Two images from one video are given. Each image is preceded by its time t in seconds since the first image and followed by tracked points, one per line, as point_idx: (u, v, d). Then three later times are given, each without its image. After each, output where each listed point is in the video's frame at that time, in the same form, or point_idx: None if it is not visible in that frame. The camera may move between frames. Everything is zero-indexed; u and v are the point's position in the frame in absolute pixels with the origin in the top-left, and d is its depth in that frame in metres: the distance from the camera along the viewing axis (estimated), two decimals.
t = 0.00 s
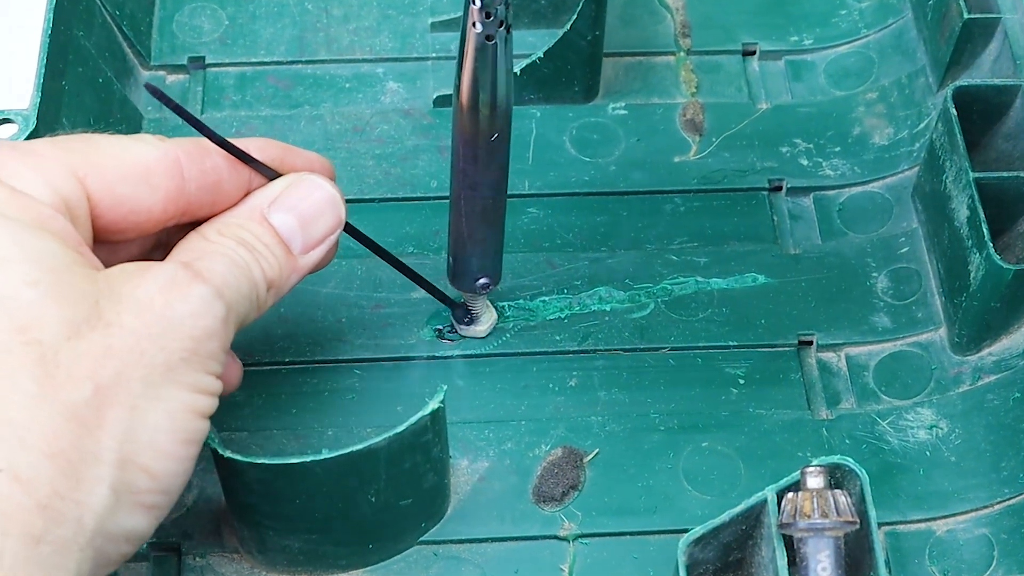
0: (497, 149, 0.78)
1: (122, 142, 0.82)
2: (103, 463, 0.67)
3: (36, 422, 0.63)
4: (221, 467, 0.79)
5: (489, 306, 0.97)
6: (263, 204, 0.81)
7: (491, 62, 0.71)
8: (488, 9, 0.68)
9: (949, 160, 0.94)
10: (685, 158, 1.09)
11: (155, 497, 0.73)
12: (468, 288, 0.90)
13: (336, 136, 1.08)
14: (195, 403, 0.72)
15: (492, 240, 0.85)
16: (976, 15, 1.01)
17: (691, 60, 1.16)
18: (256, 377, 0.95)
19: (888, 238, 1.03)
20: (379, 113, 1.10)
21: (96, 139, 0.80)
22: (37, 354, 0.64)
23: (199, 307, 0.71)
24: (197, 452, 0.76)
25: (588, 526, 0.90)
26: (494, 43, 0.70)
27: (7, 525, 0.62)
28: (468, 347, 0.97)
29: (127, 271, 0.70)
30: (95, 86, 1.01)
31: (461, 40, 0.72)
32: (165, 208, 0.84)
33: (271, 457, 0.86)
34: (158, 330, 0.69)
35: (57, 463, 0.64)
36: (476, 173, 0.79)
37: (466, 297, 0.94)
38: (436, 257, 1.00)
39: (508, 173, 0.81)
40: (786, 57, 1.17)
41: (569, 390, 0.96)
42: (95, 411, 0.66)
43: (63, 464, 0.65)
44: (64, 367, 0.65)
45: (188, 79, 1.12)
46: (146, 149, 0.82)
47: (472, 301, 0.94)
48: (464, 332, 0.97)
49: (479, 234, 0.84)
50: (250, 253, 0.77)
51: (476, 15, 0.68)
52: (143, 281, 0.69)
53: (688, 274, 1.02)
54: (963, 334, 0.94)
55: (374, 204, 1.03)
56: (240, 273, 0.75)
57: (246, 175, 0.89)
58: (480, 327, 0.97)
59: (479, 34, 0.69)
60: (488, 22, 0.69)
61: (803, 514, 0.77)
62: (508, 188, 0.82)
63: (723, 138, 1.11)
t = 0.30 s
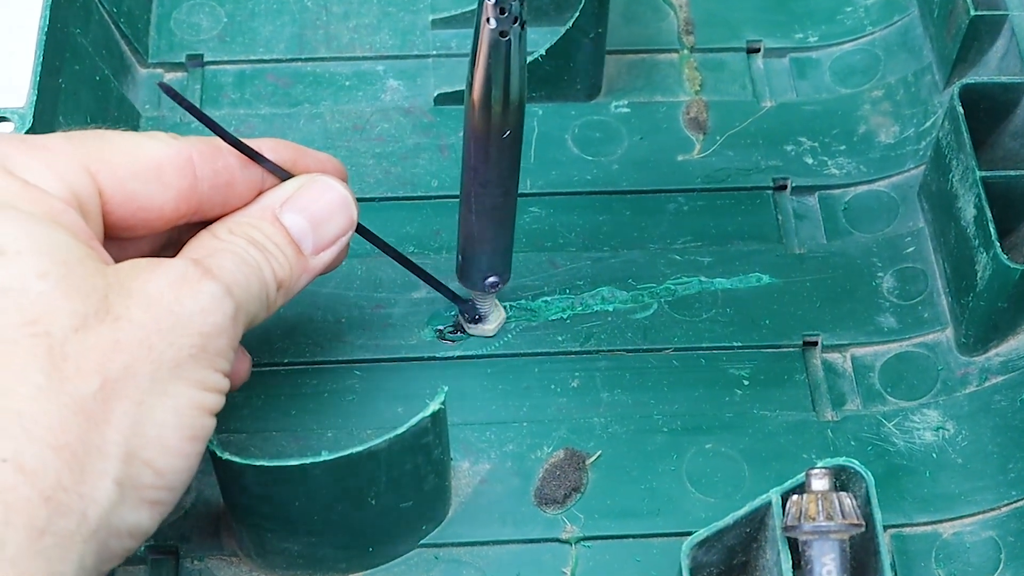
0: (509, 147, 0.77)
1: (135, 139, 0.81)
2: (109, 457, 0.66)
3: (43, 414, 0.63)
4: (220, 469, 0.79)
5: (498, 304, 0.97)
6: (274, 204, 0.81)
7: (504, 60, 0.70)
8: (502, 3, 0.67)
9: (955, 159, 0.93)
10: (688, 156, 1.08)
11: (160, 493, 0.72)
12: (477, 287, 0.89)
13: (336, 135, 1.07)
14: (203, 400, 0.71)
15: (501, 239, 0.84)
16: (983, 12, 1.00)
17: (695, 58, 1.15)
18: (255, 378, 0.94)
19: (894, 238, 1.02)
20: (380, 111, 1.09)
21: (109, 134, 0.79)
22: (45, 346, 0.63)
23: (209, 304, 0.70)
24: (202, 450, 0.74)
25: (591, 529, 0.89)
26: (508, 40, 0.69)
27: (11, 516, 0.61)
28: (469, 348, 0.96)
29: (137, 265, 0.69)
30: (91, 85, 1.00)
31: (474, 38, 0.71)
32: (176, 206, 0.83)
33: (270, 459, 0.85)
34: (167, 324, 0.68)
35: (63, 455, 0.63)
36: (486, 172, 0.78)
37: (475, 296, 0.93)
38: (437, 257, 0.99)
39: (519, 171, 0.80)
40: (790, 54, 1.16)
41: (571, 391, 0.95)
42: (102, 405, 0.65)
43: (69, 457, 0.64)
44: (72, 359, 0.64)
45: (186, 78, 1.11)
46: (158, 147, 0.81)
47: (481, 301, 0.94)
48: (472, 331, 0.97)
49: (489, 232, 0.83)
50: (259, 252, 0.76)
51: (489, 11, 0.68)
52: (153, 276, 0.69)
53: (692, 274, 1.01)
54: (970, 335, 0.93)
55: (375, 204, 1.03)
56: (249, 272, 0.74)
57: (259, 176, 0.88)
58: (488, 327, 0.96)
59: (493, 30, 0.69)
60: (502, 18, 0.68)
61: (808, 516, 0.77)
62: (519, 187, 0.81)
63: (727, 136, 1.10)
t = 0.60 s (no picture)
0: (513, 146, 0.76)
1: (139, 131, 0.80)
2: (115, 467, 0.65)
3: (48, 422, 0.61)
4: (218, 471, 0.78)
5: (504, 304, 0.96)
6: (285, 207, 0.80)
7: (508, 59, 0.70)
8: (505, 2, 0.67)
9: (963, 158, 0.92)
10: (692, 155, 1.07)
11: (165, 504, 0.71)
12: (482, 288, 0.87)
13: (336, 133, 1.06)
14: (210, 410, 0.70)
15: (506, 238, 0.83)
16: (990, 9, 0.99)
17: (699, 55, 1.14)
18: (254, 379, 0.93)
19: (900, 237, 1.01)
20: (380, 109, 1.08)
21: (114, 127, 0.78)
22: (52, 352, 0.62)
23: (219, 314, 0.69)
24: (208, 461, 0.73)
25: (594, 532, 0.88)
26: (511, 39, 0.69)
27: (14, 526, 0.60)
28: (470, 349, 0.95)
29: (148, 272, 0.68)
30: (90, 82, 0.99)
31: (478, 36, 0.70)
32: (180, 198, 0.82)
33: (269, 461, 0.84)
34: (176, 334, 0.67)
35: (69, 465, 0.62)
36: (490, 171, 0.77)
37: (480, 296, 0.92)
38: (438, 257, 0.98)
39: (524, 171, 0.79)
40: (796, 52, 1.15)
41: (574, 392, 0.94)
42: (109, 415, 0.64)
43: (75, 467, 0.62)
44: (80, 367, 0.63)
45: (184, 75, 1.10)
46: (163, 139, 0.80)
47: (487, 300, 0.92)
48: (478, 331, 0.96)
49: (493, 232, 0.82)
50: (271, 257, 0.75)
51: (492, 9, 0.67)
52: (164, 283, 0.68)
53: (695, 274, 1.00)
54: (977, 335, 0.92)
55: (375, 202, 1.02)
56: (260, 278, 0.73)
57: (263, 172, 0.87)
58: (494, 327, 0.95)
59: (496, 29, 0.68)
60: (505, 17, 0.68)
61: (813, 519, 0.75)
62: (524, 186, 0.80)
63: (732, 134, 1.09)
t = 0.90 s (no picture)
0: (517, 145, 0.75)
1: (89, 99, 0.77)
2: (94, 473, 0.66)
3: (24, 435, 0.63)
4: (217, 472, 0.77)
5: (509, 304, 0.95)
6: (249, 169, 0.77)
7: (511, 58, 0.70)
8: None
9: (969, 156, 0.91)
10: (696, 153, 1.06)
11: (149, 504, 0.71)
12: (487, 288, 0.86)
13: (337, 131, 1.05)
14: (190, 401, 0.69)
15: (510, 239, 0.82)
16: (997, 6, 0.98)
17: (703, 52, 1.13)
18: (253, 380, 0.93)
19: (906, 236, 1.00)
20: (380, 107, 1.07)
21: (64, 100, 0.76)
22: (24, 360, 0.63)
23: (191, 297, 0.67)
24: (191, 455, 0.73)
25: (597, 534, 0.87)
26: (513, 38, 0.69)
27: None
28: (472, 350, 0.94)
29: (117, 259, 0.67)
30: (86, 79, 0.99)
31: (480, 36, 0.70)
32: (136, 166, 0.80)
33: (268, 462, 0.83)
34: (148, 324, 0.66)
35: (45, 476, 0.64)
36: (494, 171, 0.77)
37: (485, 296, 0.91)
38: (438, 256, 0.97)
39: (528, 171, 0.78)
40: (801, 49, 1.14)
41: (577, 393, 0.93)
42: (84, 420, 0.64)
43: (53, 477, 0.64)
44: (52, 373, 0.63)
45: (182, 72, 1.09)
46: (115, 106, 0.78)
47: (492, 300, 0.92)
48: (482, 331, 0.95)
49: (497, 232, 0.81)
50: (242, 223, 0.73)
51: (494, 8, 0.68)
52: (133, 270, 0.66)
53: (700, 273, 0.99)
54: (984, 336, 0.91)
55: (376, 201, 1.01)
56: (231, 248, 0.71)
57: (219, 137, 0.85)
58: (500, 327, 0.94)
59: (498, 27, 0.68)
60: (507, 16, 0.68)
61: (818, 521, 0.74)
62: (528, 186, 0.79)
63: (736, 132, 1.08)
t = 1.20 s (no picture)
0: (522, 144, 0.74)
1: (100, 108, 0.77)
2: (93, 477, 0.65)
3: (23, 437, 0.62)
4: (214, 475, 0.76)
5: (513, 305, 0.94)
6: (257, 173, 0.77)
7: (516, 57, 0.69)
8: None
9: (976, 154, 0.90)
10: (700, 152, 1.05)
11: (147, 508, 0.70)
12: (492, 289, 0.85)
13: (336, 129, 1.04)
14: (190, 406, 0.69)
15: (516, 238, 0.81)
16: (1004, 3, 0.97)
17: (706, 49, 1.12)
18: (252, 381, 0.92)
19: (912, 236, 0.99)
20: (380, 105, 1.06)
21: (73, 107, 0.76)
22: (23, 362, 0.62)
23: (193, 303, 0.67)
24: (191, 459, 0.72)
25: (599, 537, 0.86)
26: (518, 37, 0.68)
27: None
28: (473, 351, 0.93)
29: (118, 263, 0.66)
30: (83, 77, 0.98)
31: (485, 34, 0.70)
32: (145, 177, 0.80)
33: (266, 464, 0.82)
34: (148, 329, 0.65)
35: (44, 479, 0.63)
36: (499, 171, 0.76)
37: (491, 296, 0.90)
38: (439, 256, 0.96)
39: (533, 171, 0.77)
40: (805, 46, 1.13)
41: (579, 394, 0.92)
42: (83, 423, 0.64)
43: (52, 480, 0.63)
44: (51, 376, 0.62)
45: (180, 69, 1.08)
46: (124, 115, 0.78)
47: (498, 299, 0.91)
48: (488, 331, 0.94)
49: (502, 232, 0.80)
50: (246, 229, 0.72)
51: (499, 6, 0.67)
52: (133, 274, 0.66)
53: (704, 273, 0.98)
54: (991, 336, 0.90)
55: (376, 200, 1.00)
56: (235, 254, 0.70)
57: (233, 144, 0.84)
58: (506, 328, 0.93)
59: (503, 25, 0.68)
60: (512, 14, 0.67)
61: (823, 524, 0.73)
62: (533, 186, 0.78)
63: (740, 131, 1.07)
